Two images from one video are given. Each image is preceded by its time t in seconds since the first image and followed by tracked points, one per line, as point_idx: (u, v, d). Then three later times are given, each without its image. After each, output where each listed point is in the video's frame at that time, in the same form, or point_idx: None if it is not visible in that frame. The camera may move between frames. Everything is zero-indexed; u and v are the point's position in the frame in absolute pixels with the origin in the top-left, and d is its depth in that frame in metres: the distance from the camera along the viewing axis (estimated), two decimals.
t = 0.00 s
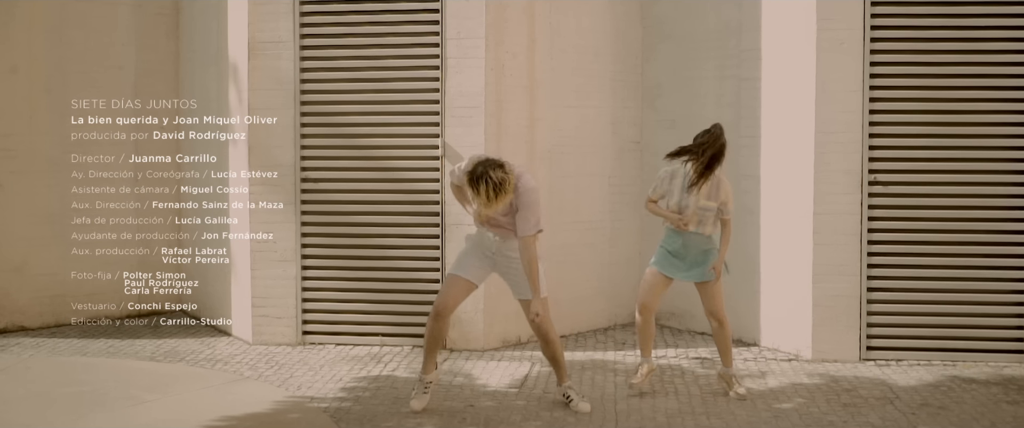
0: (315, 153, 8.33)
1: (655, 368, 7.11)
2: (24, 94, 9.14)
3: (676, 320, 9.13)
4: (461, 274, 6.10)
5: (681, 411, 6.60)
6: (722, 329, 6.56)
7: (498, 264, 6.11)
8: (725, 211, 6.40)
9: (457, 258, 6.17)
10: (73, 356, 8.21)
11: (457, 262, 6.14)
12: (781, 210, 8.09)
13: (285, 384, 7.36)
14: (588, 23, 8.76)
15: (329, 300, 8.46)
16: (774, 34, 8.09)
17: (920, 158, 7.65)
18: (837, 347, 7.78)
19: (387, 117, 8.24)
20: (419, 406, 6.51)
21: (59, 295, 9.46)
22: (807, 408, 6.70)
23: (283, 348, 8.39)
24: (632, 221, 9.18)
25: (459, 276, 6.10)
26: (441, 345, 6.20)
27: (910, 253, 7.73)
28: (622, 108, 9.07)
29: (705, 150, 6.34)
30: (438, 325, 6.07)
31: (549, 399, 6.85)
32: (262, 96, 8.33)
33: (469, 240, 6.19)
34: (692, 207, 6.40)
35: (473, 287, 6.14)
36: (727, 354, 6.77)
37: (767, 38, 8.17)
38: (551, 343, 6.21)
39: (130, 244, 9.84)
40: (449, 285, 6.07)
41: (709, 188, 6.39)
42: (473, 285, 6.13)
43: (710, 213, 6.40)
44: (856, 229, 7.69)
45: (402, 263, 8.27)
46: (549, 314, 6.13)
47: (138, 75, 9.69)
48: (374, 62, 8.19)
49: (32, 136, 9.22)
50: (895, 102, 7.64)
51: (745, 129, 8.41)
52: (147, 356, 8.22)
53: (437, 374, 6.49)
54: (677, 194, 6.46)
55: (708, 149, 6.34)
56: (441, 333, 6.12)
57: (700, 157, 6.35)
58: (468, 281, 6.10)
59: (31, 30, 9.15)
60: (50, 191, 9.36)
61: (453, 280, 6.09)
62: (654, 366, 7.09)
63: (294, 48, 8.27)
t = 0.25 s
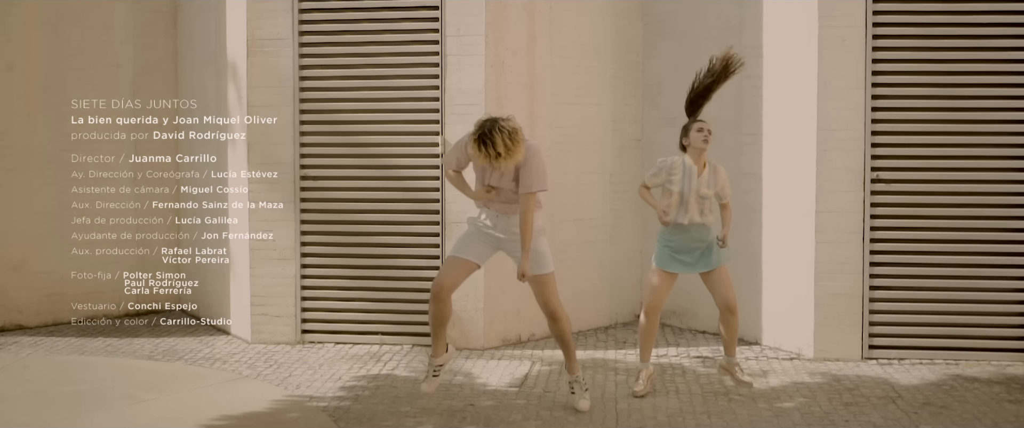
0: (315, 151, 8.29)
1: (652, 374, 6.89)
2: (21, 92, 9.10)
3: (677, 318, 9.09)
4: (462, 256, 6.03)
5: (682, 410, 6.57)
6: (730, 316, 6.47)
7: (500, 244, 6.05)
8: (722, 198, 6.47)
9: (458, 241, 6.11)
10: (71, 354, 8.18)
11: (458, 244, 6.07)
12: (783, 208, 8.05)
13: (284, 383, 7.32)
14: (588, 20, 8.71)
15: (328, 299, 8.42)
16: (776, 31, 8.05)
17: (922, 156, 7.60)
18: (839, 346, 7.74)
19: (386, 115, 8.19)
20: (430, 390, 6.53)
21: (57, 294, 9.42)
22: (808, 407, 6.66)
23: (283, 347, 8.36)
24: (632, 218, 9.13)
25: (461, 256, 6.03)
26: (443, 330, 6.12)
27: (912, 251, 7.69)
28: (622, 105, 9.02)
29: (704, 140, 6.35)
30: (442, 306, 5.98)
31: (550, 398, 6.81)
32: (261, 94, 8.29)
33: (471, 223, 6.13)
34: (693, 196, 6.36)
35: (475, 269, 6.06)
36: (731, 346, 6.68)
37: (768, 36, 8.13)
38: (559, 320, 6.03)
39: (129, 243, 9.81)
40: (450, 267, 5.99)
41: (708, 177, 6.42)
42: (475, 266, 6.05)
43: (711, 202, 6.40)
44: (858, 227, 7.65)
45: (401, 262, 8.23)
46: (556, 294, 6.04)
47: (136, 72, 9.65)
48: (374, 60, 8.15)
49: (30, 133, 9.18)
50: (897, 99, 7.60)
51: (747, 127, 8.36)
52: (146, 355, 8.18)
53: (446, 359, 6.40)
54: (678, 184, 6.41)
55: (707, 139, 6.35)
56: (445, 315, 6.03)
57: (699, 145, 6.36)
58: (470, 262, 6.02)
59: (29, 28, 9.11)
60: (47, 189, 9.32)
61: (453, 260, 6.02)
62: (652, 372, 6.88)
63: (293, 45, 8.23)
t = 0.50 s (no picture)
0: (313, 148, 8.24)
1: (655, 380, 6.81)
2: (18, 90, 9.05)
3: (679, 317, 9.04)
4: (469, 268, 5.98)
5: (684, 409, 6.52)
6: (739, 325, 6.43)
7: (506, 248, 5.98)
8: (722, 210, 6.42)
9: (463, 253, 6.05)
10: (69, 353, 8.13)
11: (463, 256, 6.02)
12: (784, 206, 8.01)
13: (283, 382, 7.28)
14: (589, 17, 8.67)
15: (327, 297, 8.37)
16: (778, 28, 8.00)
17: (924, 154, 7.56)
18: (842, 345, 7.70)
19: (385, 112, 8.15)
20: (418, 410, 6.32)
21: (54, 293, 9.37)
22: (811, 406, 6.62)
23: (281, 346, 8.31)
24: (632, 216, 9.08)
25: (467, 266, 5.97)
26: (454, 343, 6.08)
27: (914, 249, 7.65)
28: (622, 103, 8.98)
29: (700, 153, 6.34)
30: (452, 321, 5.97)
31: (551, 397, 6.76)
32: (260, 91, 8.25)
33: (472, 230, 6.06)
34: (698, 212, 6.31)
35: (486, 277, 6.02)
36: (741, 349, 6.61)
37: (770, 33, 8.09)
38: (567, 308, 5.88)
39: (126, 242, 9.75)
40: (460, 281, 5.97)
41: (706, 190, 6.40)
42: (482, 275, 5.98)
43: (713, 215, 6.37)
44: (860, 225, 7.60)
45: (400, 260, 8.18)
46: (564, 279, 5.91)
47: (134, 69, 9.59)
48: (373, 57, 8.10)
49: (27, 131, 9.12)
50: (900, 97, 7.55)
51: (748, 124, 8.32)
52: (144, 354, 8.13)
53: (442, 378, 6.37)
54: (681, 203, 6.32)
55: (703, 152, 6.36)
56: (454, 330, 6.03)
57: (697, 159, 6.34)
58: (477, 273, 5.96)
59: (26, 25, 9.08)
60: (44, 187, 9.27)
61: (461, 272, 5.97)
62: (655, 379, 6.81)
63: (292, 42, 8.18)
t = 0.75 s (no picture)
0: (313, 146, 8.20)
1: (654, 382, 6.78)
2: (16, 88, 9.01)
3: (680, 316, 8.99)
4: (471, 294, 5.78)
5: (685, 408, 6.47)
6: (743, 346, 6.33)
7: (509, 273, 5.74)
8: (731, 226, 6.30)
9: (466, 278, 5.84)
10: (66, 352, 8.09)
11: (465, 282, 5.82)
12: (786, 204, 7.96)
13: (282, 381, 7.23)
14: (589, 14, 8.62)
15: (326, 296, 8.33)
16: (780, 25, 7.95)
17: (927, 151, 7.52)
18: (844, 344, 7.65)
19: (385, 109, 8.10)
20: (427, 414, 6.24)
21: (52, 292, 9.33)
22: (813, 406, 6.58)
23: (280, 344, 8.27)
24: (633, 215, 9.04)
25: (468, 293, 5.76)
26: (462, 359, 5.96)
27: (917, 247, 7.61)
28: (623, 101, 8.93)
29: (701, 168, 6.23)
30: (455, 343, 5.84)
31: (551, 397, 6.72)
32: (259, 89, 8.21)
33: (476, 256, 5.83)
34: (707, 229, 6.26)
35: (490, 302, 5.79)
36: (746, 365, 6.45)
37: (772, 30, 8.04)
38: (569, 333, 5.57)
39: (124, 240, 9.71)
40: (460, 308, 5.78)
41: (712, 203, 6.32)
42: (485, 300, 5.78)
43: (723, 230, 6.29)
44: (863, 223, 7.55)
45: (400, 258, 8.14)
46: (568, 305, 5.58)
47: (131, 67, 9.55)
48: (372, 54, 8.06)
49: (25, 129, 9.09)
50: (902, 94, 7.50)
51: (750, 122, 8.27)
52: (142, 353, 8.09)
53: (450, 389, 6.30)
54: (692, 220, 6.25)
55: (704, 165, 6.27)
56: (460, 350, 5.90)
57: (699, 174, 6.24)
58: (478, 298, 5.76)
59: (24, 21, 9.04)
60: (42, 186, 9.23)
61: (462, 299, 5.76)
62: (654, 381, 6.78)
63: (291, 39, 8.14)
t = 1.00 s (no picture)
0: (312, 144, 8.16)
1: (655, 379, 6.74)
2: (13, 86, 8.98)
3: (681, 315, 8.94)
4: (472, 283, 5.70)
5: (686, 408, 6.43)
6: (748, 343, 6.34)
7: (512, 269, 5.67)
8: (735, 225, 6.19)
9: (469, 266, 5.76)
10: (65, 351, 8.05)
11: (468, 270, 5.73)
12: (788, 203, 7.91)
13: (281, 380, 7.20)
14: (590, 11, 8.57)
15: (325, 294, 8.29)
16: (782, 22, 7.90)
17: (929, 149, 7.48)
18: (845, 343, 7.61)
19: (384, 107, 8.06)
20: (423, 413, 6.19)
21: (50, 290, 9.30)
22: (815, 405, 6.54)
23: (279, 343, 8.23)
24: (634, 213, 8.99)
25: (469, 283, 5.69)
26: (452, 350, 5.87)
27: (919, 246, 7.57)
28: (624, 98, 8.88)
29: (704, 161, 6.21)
30: (448, 333, 5.74)
31: (551, 396, 6.68)
32: (257, 86, 8.17)
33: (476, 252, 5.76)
34: (705, 222, 6.24)
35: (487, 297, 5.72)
36: (749, 365, 6.43)
37: (774, 27, 7.99)
38: (568, 344, 5.58)
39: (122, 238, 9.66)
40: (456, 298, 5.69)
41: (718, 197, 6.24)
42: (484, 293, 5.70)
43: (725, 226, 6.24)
44: (865, 222, 7.51)
45: (399, 256, 8.10)
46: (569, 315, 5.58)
47: (130, 64, 9.49)
48: (372, 51, 8.02)
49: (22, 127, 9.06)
50: (904, 92, 7.46)
51: (752, 120, 8.23)
52: (141, 352, 8.06)
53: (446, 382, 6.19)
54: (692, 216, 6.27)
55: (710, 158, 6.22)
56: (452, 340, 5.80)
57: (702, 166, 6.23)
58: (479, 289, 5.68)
59: (22, 19, 9.01)
60: (40, 184, 9.20)
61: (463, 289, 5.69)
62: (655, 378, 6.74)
63: (290, 36, 8.09)
